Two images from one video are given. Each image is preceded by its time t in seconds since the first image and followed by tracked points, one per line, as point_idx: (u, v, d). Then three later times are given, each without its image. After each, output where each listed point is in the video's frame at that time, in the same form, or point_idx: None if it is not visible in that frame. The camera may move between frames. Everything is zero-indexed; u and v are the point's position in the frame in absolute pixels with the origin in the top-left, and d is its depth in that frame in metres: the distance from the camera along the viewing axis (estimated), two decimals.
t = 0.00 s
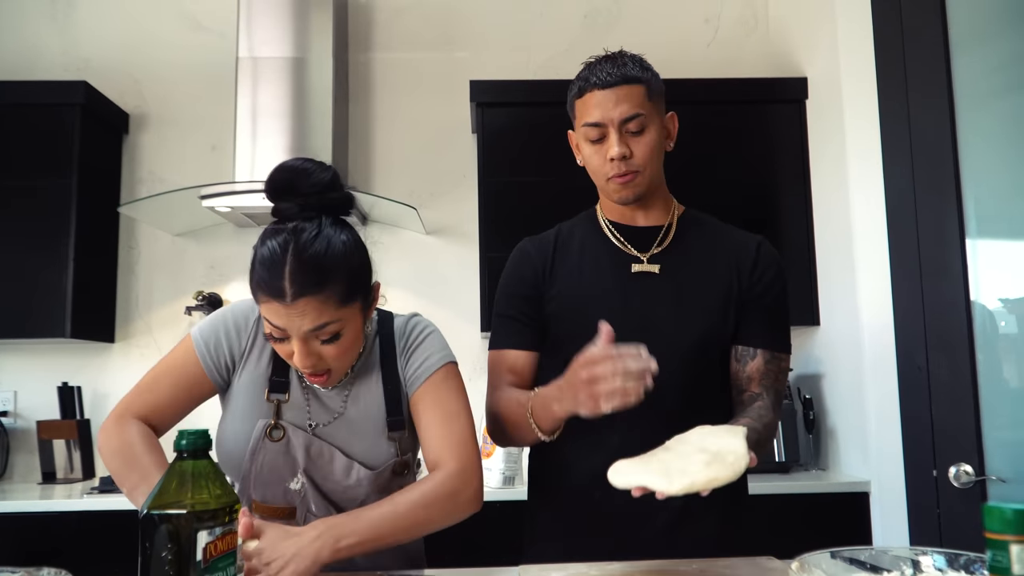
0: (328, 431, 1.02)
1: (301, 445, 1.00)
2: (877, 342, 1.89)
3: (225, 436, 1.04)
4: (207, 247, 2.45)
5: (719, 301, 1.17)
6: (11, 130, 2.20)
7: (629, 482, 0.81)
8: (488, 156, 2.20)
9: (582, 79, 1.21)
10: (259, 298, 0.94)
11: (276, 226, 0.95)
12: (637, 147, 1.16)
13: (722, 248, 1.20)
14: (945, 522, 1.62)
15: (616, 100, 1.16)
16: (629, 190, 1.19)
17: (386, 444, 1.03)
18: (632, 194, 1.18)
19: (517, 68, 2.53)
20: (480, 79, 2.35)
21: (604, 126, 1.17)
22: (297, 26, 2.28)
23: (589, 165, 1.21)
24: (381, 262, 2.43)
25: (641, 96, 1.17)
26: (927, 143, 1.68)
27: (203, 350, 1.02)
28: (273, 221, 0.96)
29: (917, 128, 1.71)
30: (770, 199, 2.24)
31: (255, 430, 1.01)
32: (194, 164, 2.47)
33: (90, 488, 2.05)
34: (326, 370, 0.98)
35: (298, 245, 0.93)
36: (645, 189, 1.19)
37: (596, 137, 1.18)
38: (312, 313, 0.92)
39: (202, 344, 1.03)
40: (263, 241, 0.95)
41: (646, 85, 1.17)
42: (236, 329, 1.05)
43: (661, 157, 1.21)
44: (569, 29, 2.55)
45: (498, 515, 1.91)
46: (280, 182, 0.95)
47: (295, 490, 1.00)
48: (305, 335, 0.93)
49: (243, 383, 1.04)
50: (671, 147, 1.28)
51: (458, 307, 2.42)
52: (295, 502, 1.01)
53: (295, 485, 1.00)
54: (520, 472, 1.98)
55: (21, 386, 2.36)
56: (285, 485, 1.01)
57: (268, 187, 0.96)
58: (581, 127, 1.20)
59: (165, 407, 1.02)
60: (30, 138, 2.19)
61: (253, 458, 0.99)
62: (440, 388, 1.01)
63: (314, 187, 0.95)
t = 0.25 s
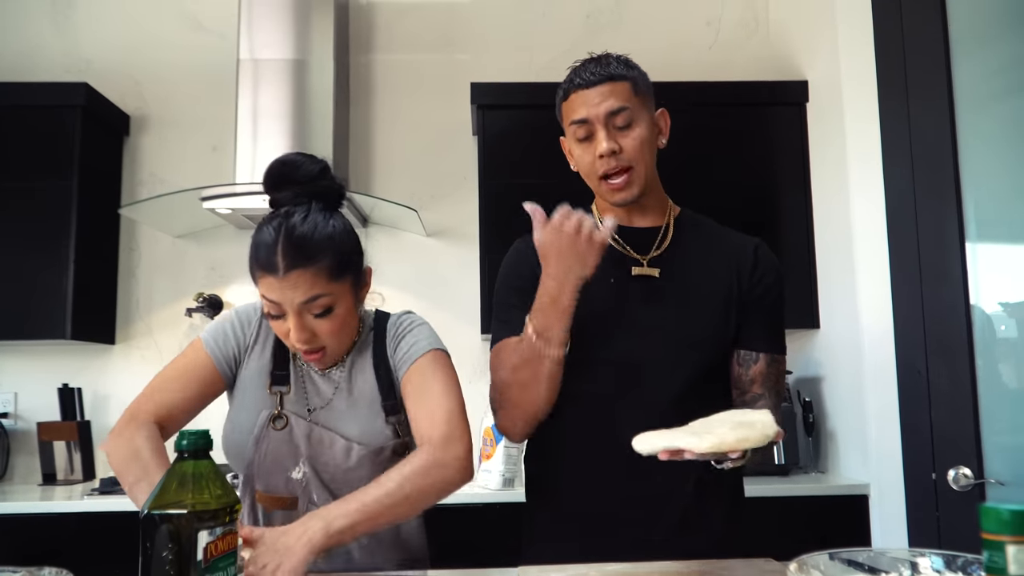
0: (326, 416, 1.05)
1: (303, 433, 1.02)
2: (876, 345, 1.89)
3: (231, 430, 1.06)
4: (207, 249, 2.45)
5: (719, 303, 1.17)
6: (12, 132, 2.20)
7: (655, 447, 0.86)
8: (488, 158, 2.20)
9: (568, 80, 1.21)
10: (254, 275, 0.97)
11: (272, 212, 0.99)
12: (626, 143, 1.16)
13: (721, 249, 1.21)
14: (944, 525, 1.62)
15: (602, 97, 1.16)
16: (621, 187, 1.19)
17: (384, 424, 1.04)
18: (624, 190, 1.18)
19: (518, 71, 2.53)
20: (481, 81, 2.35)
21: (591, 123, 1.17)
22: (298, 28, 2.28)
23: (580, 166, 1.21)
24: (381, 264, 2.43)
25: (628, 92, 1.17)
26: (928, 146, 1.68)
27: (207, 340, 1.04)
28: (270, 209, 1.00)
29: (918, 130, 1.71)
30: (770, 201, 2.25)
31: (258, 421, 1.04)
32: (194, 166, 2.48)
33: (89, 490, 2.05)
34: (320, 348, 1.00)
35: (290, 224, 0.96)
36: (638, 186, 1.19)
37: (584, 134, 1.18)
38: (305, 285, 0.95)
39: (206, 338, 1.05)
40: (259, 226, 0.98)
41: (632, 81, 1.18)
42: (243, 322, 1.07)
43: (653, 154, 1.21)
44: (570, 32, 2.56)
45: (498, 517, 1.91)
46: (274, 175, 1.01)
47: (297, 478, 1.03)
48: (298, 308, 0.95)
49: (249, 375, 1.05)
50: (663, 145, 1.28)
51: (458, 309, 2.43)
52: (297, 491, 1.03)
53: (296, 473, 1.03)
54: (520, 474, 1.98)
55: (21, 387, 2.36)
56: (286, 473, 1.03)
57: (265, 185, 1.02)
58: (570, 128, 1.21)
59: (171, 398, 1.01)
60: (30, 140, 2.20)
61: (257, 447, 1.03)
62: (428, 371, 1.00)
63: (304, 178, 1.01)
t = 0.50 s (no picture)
0: (322, 414, 1.05)
1: (303, 432, 1.02)
2: (875, 346, 1.90)
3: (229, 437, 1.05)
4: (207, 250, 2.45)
5: (712, 301, 1.17)
6: (11, 133, 2.20)
7: (702, 465, 0.84)
8: (488, 159, 2.20)
9: (554, 81, 1.22)
10: (256, 267, 1.02)
11: (272, 211, 1.05)
12: (616, 142, 1.17)
13: (713, 247, 1.21)
14: (942, 525, 1.62)
15: (588, 97, 1.17)
16: (614, 187, 1.20)
17: (386, 425, 1.04)
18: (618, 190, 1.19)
19: (518, 72, 2.53)
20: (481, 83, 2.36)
21: (580, 125, 1.18)
22: (298, 29, 2.29)
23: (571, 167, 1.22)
24: (381, 265, 2.43)
25: (615, 91, 1.18)
26: (927, 148, 1.68)
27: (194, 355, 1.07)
28: (270, 210, 1.06)
29: (917, 132, 1.71)
30: (769, 202, 2.25)
31: (258, 428, 1.03)
32: (194, 167, 2.48)
33: (89, 491, 2.05)
34: (317, 338, 1.02)
35: (287, 217, 1.02)
36: (631, 184, 1.20)
37: (574, 135, 1.19)
38: (300, 269, 1.00)
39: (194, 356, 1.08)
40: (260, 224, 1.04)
41: (618, 79, 1.18)
42: (232, 337, 1.09)
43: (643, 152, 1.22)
44: (570, 34, 2.56)
45: (497, 518, 1.91)
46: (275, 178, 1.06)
47: (296, 478, 1.02)
48: (295, 292, 1.00)
49: (240, 385, 1.07)
50: (652, 140, 1.29)
51: (458, 310, 2.43)
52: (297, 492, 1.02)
53: (296, 473, 1.02)
54: (520, 475, 1.98)
55: (20, 388, 2.36)
56: (286, 474, 1.02)
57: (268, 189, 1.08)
58: (558, 129, 1.22)
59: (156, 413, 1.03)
60: (29, 141, 2.20)
61: (257, 450, 1.02)
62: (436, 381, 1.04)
63: (304, 180, 1.05)
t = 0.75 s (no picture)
0: (318, 415, 1.05)
1: (300, 433, 1.02)
2: (873, 345, 1.90)
3: (228, 437, 1.05)
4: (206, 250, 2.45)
5: (705, 301, 1.18)
6: (9, 133, 2.20)
7: (714, 465, 0.83)
8: (486, 160, 2.20)
9: (552, 84, 1.21)
10: (250, 273, 1.01)
11: (266, 216, 1.04)
12: (615, 148, 1.17)
13: (704, 248, 1.22)
14: (941, 525, 1.63)
15: (588, 102, 1.16)
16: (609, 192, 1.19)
17: (381, 424, 1.04)
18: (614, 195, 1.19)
19: (516, 73, 2.53)
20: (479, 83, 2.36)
21: (579, 130, 1.17)
22: (296, 30, 2.29)
23: (567, 170, 1.21)
24: (379, 265, 2.43)
25: (614, 96, 1.17)
26: (925, 147, 1.68)
27: (192, 355, 1.06)
28: (264, 214, 1.05)
29: (915, 131, 1.71)
30: (766, 202, 2.25)
31: (255, 426, 1.04)
32: (192, 168, 2.48)
33: (87, 492, 2.05)
34: (313, 345, 1.02)
35: (281, 222, 1.02)
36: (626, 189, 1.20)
37: (573, 140, 1.18)
38: (296, 276, 0.99)
39: (190, 355, 1.08)
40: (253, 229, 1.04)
41: (617, 84, 1.18)
42: (229, 337, 1.09)
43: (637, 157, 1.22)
44: (569, 34, 2.56)
45: (496, 519, 1.91)
46: (267, 181, 1.06)
47: (293, 479, 1.02)
48: (290, 300, 0.99)
49: (240, 383, 1.07)
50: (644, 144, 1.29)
51: (457, 311, 2.43)
52: (295, 494, 1.02)
53: (293, 475, 1.02)
54: (518, 476, 1.98)
55: (19, 388, 2.36)
56: (283, 475, 1.02)
57: (259, 192, 1.07)
58: (555, 133, 1.20)
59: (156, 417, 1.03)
60: (27, 142, 2.19)
61: (254, 451, 1.02)
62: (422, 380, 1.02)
63: (296, 182, 1.05)
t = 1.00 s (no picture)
0: (315, 418, 1.05)
1: (297, 436, 1.01)
2: (870, 345, 1.90)
3: (224, 438, 1.05)
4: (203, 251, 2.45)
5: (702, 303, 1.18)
6: (5, 134, 2.19)
7: (671, 421, 0.90)
8: (484, 161, 2.20)
9: (554, 89, 1.21)
10: (246, 278, 1.01)
11: (262, 218, 1.03)
12: (615, 155, 1.18)
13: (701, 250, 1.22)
14: (938, 525, 1.63)
15: (589, 110, 1.17)
16: (609, 198, 1.20)
17: (379, 429, 1.04)
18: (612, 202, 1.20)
19: (514, 73, 2.53)
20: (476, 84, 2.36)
21: (580, 136, 1.18)
22: (294, 30, 2.28)
23: (567, 175, 1.22)
24: (377, 266, 2.43)
25: (615, 104, 1.17)
26: (922, 147, 1.68)
27: (188, 356, 1.06)
28: (259, 215, 1.04)
29: (912, 132, 1.71)
30: (764, 203, 2.25)
31: (252, 429, 1.03)
32: (189, 169, 2.48)
33: (84, 494, 2.05)
34: (310, 348, 1.02)
35: (276, 228, 1.01)
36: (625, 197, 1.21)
37: (573, 146, 1.19)
38: (292, 284, 0.98)
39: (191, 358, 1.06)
40: (247, 233, 1.03)
41: (620, 92, 1.18)
42: (226, 340, 1.09)
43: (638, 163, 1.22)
44: (567, 35, 2.56)
45: (494, 519, 1.91)
46: (261, 183, 1.05)
47: (290, 482, 1.01)
48: (288, 306, 0.99)
49: (238, 387, 1.07)
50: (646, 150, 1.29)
51: (454, 312, 2.43)
52: (291, 496, 1.01)
53: (290, 478, 1.01)
54: (516, 477, 1.98)
55: (15, 390, 2.36)
56: (280, 478, 1.01)
57: (253, 191, 1.06)
58: (556, 139, 1.21)
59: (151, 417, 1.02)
60: (23, 143, 2.19)
61: (251, 454, 1.02)
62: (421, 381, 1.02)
63: (291, 185, 1.04)
